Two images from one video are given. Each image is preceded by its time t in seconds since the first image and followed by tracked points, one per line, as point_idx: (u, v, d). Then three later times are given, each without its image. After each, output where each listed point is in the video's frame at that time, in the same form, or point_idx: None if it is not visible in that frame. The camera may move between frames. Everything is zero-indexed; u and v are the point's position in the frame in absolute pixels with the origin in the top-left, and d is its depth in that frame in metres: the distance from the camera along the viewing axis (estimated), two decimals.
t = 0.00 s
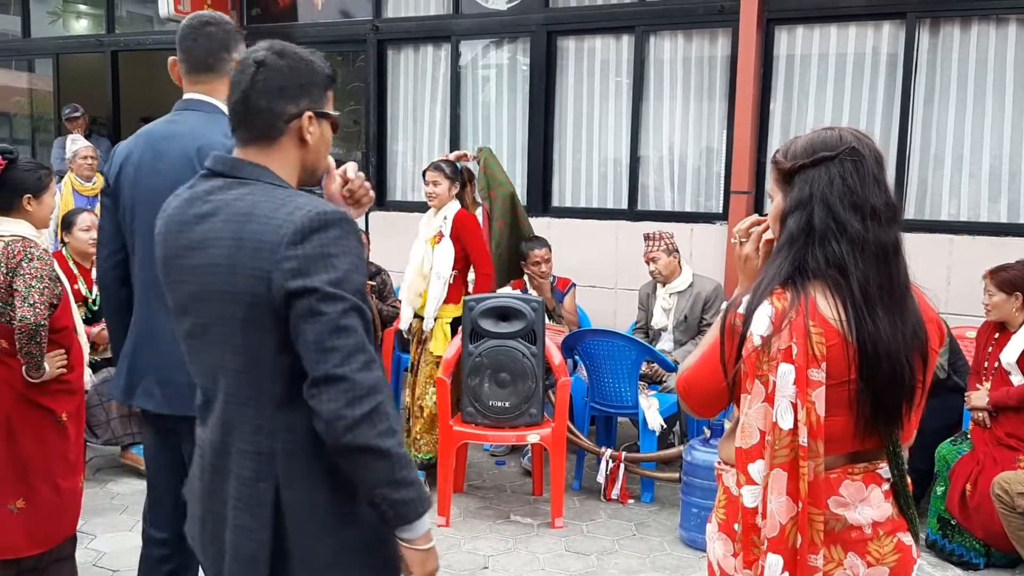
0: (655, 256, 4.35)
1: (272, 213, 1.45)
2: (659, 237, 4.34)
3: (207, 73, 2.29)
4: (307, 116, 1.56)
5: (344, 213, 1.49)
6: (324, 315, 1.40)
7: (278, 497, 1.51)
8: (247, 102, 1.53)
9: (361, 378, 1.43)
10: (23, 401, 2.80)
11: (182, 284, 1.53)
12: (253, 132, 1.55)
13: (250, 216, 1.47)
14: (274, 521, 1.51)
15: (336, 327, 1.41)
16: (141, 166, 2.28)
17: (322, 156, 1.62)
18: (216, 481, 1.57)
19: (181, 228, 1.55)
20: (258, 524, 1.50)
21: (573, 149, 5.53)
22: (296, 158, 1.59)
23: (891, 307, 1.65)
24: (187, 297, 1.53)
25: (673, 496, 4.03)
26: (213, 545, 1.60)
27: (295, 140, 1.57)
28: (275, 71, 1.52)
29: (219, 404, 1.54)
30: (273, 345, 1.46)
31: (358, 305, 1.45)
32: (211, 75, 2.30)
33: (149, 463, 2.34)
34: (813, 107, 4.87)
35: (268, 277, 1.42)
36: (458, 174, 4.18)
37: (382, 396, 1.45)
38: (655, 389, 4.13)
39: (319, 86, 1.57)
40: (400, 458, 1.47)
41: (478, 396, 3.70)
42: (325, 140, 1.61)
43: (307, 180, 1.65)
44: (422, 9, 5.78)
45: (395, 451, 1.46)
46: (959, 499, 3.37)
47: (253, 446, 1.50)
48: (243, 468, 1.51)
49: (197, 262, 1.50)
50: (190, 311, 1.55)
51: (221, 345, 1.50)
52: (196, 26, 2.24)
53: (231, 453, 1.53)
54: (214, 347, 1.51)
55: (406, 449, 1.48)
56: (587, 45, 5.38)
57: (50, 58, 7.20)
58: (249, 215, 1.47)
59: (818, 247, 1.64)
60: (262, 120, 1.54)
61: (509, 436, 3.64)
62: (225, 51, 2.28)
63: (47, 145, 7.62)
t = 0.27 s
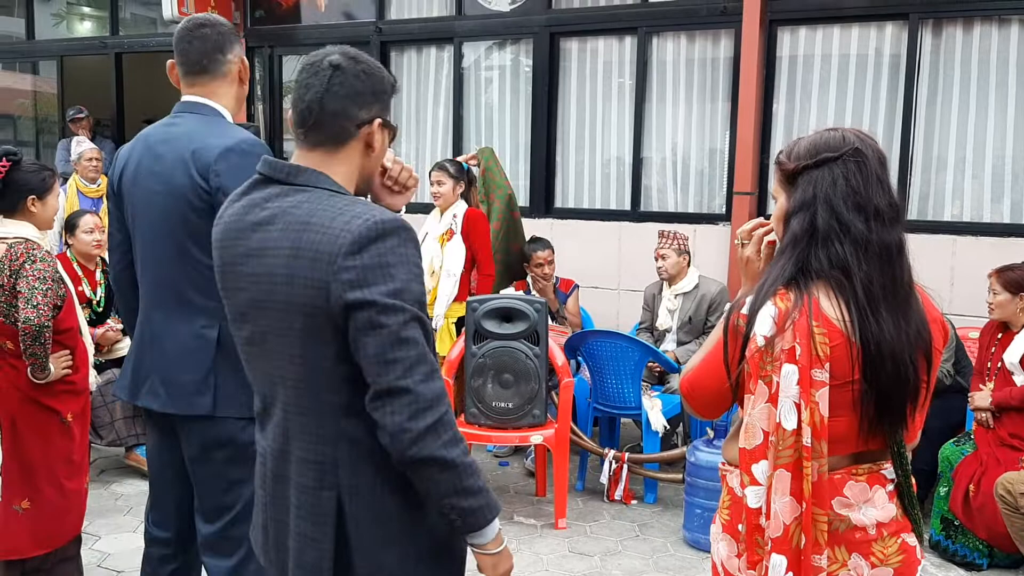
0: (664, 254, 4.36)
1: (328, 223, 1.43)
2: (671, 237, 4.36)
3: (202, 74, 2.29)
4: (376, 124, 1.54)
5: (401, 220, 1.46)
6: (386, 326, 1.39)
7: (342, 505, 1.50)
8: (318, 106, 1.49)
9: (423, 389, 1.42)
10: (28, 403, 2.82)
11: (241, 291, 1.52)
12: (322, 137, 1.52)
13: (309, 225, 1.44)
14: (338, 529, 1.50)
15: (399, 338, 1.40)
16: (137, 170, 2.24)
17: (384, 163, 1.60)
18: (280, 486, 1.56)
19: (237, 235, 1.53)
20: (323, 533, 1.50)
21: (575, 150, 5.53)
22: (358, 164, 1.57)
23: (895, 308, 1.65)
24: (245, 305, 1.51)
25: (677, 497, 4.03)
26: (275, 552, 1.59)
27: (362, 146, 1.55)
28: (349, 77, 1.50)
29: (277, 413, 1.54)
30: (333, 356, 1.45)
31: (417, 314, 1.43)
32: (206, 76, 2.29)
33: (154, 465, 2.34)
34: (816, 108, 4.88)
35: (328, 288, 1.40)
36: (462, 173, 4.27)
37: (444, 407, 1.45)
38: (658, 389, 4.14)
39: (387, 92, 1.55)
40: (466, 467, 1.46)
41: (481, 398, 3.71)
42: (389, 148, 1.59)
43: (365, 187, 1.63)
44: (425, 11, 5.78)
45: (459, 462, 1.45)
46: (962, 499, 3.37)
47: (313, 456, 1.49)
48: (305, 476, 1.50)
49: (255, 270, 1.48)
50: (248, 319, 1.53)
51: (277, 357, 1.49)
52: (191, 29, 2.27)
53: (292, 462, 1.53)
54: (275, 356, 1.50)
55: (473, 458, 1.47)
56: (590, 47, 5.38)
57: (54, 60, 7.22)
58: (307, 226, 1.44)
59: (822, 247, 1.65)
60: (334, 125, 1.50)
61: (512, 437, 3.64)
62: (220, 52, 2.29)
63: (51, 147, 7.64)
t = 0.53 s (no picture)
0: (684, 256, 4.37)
1: (387, 226, 1.44)
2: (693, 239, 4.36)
3: (203, 79, 2.30)
4: (430, 130, 1.55)
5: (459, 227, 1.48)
6: (445, 333, 1.41)
7: (380, 514, 1.51)
8: (377, 110, 1.49)
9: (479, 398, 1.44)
10: (36, 405, 2.82)
11: (289, 292, 1.52)
12: (379, 140, 1.51)
13: (365, 229, 1.45)
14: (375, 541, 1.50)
15: (458, 346, 1.42)
16: (139, 178, 2.26)
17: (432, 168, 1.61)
18: (318, 493, 1.57)
19: (285, 235, 1.53)
20: (358, 542, 1.50)
21: (583, 152, 5.53)
22: (408, 168, 1.58)
23: (906, 310, 1.64)
24: (292, 306, 1.52)
25: (685, 501, 4.02)
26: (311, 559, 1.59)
27: (414, 151, 1.56)
28: (407, 82, 1.51)
29: (315, 417, 1.55)
30: (385, 362, 1.45)
31: (473, 322, 1.45)
32: (207, 80, 2.30)
33: (161, 466, 2.34)
34: (824, 111, 4.86)
35: (386, 293, 1.41)
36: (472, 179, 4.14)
37: (497, 417, 1.47)
38: (666, 392, 4.11)
39: (439, 98, 1.56)
40: (515, 478, 1.48)
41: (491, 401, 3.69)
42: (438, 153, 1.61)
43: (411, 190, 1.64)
44: (433, 14, 5.79)
45: (510, 472, 1.47)
46: (973, 503, 3.36)
47: (356, 463, 1.50)
48: (346, 484, 1.51)
49: (306, 272, 1.49)
50: (294, 319, 1.53)
51: (324, 360, 1.50)
52: (192, 34, 2.28)
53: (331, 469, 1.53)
54: (320, 360, 1.50)
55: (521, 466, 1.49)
56: (598, 49, 5.38)
57: (63, 64, 7.25)
58: (364, 229, 1.45)
59: (832, 250, 1.64)
60: (391, 129, 1.51)
61: (521, 440, 3.63)
62: (219, 56, 2.30)
63: (61, 150, 7.68)
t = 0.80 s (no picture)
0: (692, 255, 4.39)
1: (416, 227, 1.45)
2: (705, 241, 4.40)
3: (199, 81, 2.30)
4: (457, 133, 1.56)
5: (488, 231, 1.49)
6: (472, 336, 1.43)
7: (398, 514, 1.52)
8: (406, 111, 1.50)
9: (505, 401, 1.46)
10: (36, 405, 2.82)
11: (312, 290, 1.54)
12: (407, 141, 1.52)
13: (393, 229, 1.46)
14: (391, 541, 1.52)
15: (484, 348, 1.44)
16: (136, 181, 2.26)
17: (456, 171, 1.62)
18: (333, 492, 1.58)
19: (309, 232, 1.55)
20: (375, 542, 1.51)
21: (584, 152, 5.53)
22: (432, 170, 1.59)
23: (909, 312, 1.64)
24: (315, 303, 1.54)
25: (686, 502, 4.02)
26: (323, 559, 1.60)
27: (441, 154, 1.57)
28: (436, 84, 1.52)
29: (332, 416, 1.57)
30: (409, 362, 1.47)
31: (499, 325, 1.47)
32: (203, 83, 2.30)
33: (159, 467, 2.34)
34: (825, 112, 4.86)
35: (413, 293, 1.43)
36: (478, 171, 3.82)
37: (519, 420, 1.49)
38: (667, 393, 4.11)
39: (466, 102, 1.57)
40: (535, 482, 1.50)
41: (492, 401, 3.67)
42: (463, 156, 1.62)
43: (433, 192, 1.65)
44: (434, 14, 5.79)
45: (531, 476, 1.49)
46: (974, 504, 3.36)
47: (374, 463, 1.51)
48: (364, 484, 1.52)
49: (331, 270, 1.50)
50: (317, 316, 1.55)
51: (346, 359, 1.52)
52: (187, 37, 2.28)
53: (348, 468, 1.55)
54: (341, 358, 1.52)
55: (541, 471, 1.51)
56: (599, 50, 5.38)
57: (64, 64, 7.25)
58: (392, 229, 1.46)
59: (835, 251, 1.64)
60: (419, 130, 1.51)
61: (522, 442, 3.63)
62: (214, 59, 2.29)
63: (61, 151, 7.67)
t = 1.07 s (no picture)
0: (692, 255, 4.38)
1: (424, 227, 1.47)
2: (705, 242, 4.39)
3: (192, 82, 2.29)
4: (469, 133, 1.58)
5: (495, 230, 1.50)
6: (479, 335, 1.44)
7: (408, 512, 1.53)
8: (417, 111, 1.53)
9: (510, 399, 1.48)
10: (33, 404, 2.81)
11: (324, 290, 1.56)
12: (418, 141, 1.55)
13: (401, 229, 1.48)
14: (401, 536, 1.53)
15: (492, 348, 1.45)
16: (129, 181, 2.25)
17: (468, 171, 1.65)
18: (346, 490, 1.61)
19: (322, 233, 1.57)
20: (386, 540, 1.52)
21: (583, 152, 5.53)
22: (445, 170, 1.61)
23: (909, 314, 1.64)
24: (327, 303, 1.56)
25: (685, 503, 4.01)
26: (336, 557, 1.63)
27: (452, 153, 1.59)
28: (447, 84, 1.55)
29: (343, 414, 1.60)
30: (416, 362, 1.49)
31: (506, 325, 1.48)
32: (197, 83, 2.29)
33: (154, 467, 2.33)
34: (824, 113, 4.86)
35: (421, 293, 1.44)
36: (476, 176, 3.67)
37: (528, 420, 1.50)
38: (665, 394, 4.10)
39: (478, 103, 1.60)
40: (544, 482, 1.51)
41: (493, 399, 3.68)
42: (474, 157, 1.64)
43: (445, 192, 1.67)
44: (433, 15, 5.79)
45: (539, 475, 1.49)
46: (973, 506, 3.35)
47: (385, 461, 1.53)
48: (375, 482, 1.54)
49: (341, 270, 1.53)
50: (329, 316, 1.57)
51: (357, 358, 1.54)
52: (181, 38, 2.28)
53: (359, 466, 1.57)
54: (352, 357, 1.55)
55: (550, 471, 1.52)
56: (598, 50, 5.37)
57: (63, 64, 7.24)
58: (400, 229, 1.48)
59: (834, 252, 1.63)
60: (430, 129, 1.54)
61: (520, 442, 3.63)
62: (208, 60, 2.28)
63: (59, 151, 7.66)
